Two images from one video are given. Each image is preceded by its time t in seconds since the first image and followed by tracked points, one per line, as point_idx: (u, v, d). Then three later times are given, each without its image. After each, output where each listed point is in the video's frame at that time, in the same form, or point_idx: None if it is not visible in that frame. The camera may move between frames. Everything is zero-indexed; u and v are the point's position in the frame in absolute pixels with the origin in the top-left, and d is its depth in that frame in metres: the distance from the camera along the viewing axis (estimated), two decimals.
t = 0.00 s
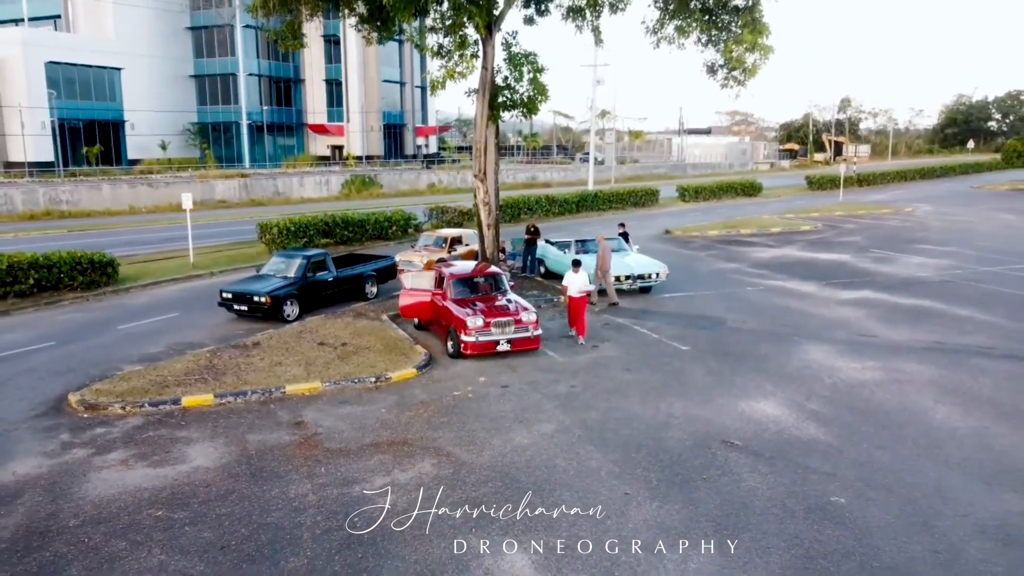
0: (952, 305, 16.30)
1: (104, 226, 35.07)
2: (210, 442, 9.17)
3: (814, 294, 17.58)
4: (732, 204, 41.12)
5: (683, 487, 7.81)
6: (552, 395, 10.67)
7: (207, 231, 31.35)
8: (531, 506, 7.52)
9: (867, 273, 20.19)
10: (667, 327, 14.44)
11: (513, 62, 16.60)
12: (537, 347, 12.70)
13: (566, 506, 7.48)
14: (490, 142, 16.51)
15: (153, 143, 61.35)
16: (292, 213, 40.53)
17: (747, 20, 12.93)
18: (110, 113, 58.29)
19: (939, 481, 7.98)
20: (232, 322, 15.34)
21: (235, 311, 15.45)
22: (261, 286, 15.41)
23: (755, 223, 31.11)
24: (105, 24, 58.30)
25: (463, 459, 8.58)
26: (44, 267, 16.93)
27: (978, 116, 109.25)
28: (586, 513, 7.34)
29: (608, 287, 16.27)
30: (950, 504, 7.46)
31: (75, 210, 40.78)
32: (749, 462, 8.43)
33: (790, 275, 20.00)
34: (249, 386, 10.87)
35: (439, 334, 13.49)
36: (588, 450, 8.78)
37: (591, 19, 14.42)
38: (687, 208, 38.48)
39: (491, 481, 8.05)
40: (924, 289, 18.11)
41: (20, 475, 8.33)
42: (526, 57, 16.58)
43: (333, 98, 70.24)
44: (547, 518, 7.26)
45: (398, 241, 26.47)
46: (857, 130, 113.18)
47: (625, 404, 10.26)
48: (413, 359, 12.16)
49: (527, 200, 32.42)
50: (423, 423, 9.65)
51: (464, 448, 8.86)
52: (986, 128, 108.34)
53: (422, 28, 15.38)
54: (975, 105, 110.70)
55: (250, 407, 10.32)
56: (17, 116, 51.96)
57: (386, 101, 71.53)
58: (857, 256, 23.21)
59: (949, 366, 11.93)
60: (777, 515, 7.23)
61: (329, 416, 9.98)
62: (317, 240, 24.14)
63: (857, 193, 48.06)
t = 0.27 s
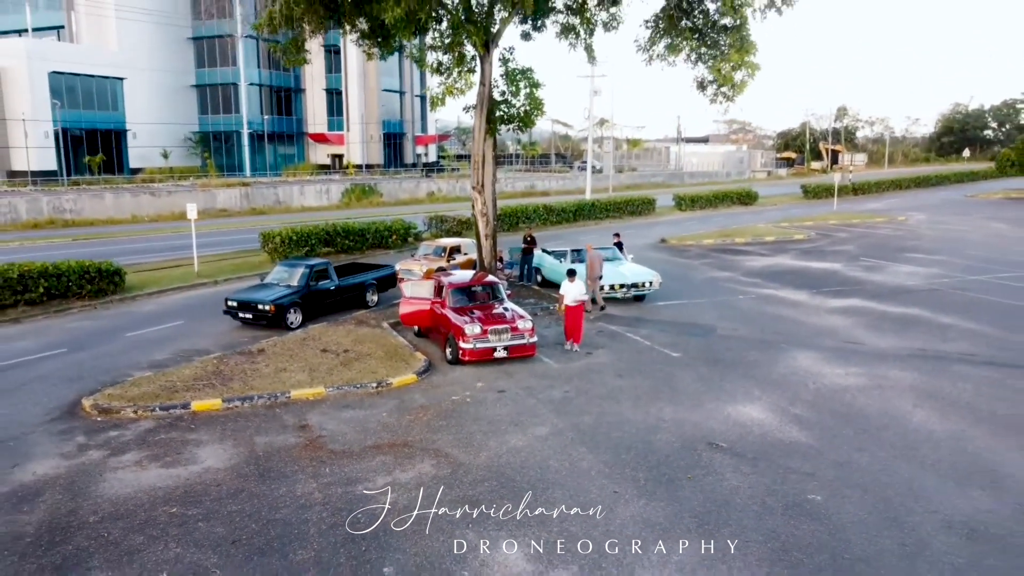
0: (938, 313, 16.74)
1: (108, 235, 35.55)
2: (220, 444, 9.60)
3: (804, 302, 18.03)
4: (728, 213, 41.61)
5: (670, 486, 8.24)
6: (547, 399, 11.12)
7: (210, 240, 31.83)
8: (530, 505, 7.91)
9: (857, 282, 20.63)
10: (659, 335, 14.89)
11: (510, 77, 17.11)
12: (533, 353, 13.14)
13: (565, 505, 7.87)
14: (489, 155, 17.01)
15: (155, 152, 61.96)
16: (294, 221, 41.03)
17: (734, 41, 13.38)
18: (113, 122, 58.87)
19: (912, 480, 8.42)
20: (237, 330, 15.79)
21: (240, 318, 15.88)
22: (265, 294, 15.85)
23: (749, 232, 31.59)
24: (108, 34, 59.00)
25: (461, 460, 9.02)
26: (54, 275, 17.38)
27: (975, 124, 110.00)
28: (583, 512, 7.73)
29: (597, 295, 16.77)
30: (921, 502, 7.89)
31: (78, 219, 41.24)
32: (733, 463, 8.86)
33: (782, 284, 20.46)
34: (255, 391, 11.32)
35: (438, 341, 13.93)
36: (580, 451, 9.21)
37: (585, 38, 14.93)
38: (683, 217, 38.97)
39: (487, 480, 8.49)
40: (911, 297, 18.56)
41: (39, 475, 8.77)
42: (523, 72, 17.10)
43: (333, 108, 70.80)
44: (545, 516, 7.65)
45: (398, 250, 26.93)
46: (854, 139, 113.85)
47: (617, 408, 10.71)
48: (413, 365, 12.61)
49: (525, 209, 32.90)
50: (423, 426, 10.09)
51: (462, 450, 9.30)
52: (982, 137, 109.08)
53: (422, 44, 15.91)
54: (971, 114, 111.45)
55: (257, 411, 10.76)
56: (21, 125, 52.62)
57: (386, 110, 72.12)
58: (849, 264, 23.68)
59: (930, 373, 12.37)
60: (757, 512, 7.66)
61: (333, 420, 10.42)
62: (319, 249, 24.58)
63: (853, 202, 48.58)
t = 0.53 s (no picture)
0: (920, 318, 17.36)
1: (112, 241, 36.11)
2: (231, 442, 10.20)
3: (791, 307, 18.64)
4: (723, 219, 42.24)
5: (653, 480, 8.84)
6: (540, 400, 11.72)
7: (213, 246, 32.40)
8: (529, 504, 8.32)
9: (844, 287, 21.27)
10: (650, 338, 15.50)
11: (507, 91, 17.77)
12: (528, 356, 13.74)
13: (564, 505, 8.28)
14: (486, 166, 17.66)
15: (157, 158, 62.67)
16: (295, 227, 41.61)
17: (719, 58, 13.99)
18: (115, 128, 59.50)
19: (879, 474, 9.02)
20: (244, 334, 16.40)
21: (246, 323, 16.47)
22: (270, 300, 16.46)
23: (742, 238, 32.20)
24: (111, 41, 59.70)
25: (459, 456, 9.62)
26: (66, 281, 17.98)
27: (970, 129, 110.81)
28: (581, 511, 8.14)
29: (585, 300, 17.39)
30: (886, 494, 8.50)
31: (82, 225, 41.77)
32: (713, 458, 9.46)
33: (771, 289, 21.08)
34: (264, 392, 11.91)
35: (437, 345, 14.53)
36: (570, 448, 9.81)
37: (577, 55, 15.59)
38: (678, 223, 39.60)
39: (482, 475, 9.09)
40: (895, 302, 19.17)
41: (64, 470, 9.38)
42: (518, 86, 17.76)
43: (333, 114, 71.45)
44: (544, 515, 8.05)
45: (398, 256, 27.54)
46: (850, 144, 114.63)
47: (606, 408, 11.31)
48: (413, 368, 13.21)
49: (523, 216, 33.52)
50: (423, 425, 10.70)
51: (459, 446, 9.90)
52: (978, 142, 109.87)
53: (422, 61, 16.58)
54: (967, 119, 112.29)
55: (266, 411, 11.36)
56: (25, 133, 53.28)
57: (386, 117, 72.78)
58: (837, 270, 24.31)
59: (906, 375, 12.98)
60: (733, 503, 8.28)
61: (338, 419, 11.02)
62: (321, 255, 25.18)
63: (846, 208, 49.24)
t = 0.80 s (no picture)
0: (903, 320, 17.96)
1: (116, 244, 36.69)
2: (241, 438, 10.79)
3: (780, 310, 19.24)
4: (718, 222, 42.85)
5: (639, 472, 9.43)
6: (535, 398, 12.30)
7: (216, 250, 32.98)
8: (531, 505, 8.64)
9: (832, 291, 21.86)
10: (641, 340, 16.09)
11: (504, 101, 18.37)
12: (523, 357, 14.31)
13: (564, 505, 8.61)
14: (484, 174, 18.24)
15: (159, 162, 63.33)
16: (297, 231, 42.19)
17: (706, 70, 14.58)
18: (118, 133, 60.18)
19: (851, 467, 9.61)
20: (250, 336, 16.98)
21: (252, 326, 17.04)
22: (275, 303, 17.04)
23: (736, 242, 32.79)
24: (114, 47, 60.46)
25: (457, 451, 10.21)
26: (77, 285, 18.56)
27: (967, 133, 111.47)
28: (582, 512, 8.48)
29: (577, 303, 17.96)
30: (856, 485, 9.08)
31: (86, 228, 42.30)
32: (696, 453, 10.05)
33: (761, 292, 21.67)
34: (271, 391, 12.49)
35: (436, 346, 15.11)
36: (561, 443, 10.40)
37: (571, 68, 16.18)
38: (674, 227, 40.21)
39: (479, 467, 9.68)
40: (881, 305, 19.77)
41: (85, 464, 9.97)
42: (515, 97, 18.35)
43: (333, 118, 72.03)
44: (545, 515, 8.39)
45: (398, 260, 28.14)
46: (847, 147, 115.28)
47: (596, 406, 11.90)
48: (413, 368, 13.79)
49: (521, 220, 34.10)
50: (423, 422, 11.29)
51: (457, 442, 10.49)
52: (975, 145, 110.57)
53: (422, 73, 17.18)
54: (964, 123, 112.99)
55: (274, 409, 11.94)
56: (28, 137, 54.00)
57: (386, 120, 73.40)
58: (827, 274, 24.91)
59: (885, 375, 13.57)
60: (713, 493, 8.87)
61: (342, 416, 11.61)
62: (323, 259, 25.76)
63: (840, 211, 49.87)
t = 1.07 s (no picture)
0: (889, 322, 18.49)
1: (119, 247, 37.18)
2: (249, 435, 11.31)
3: (771, 312, 19.77)
4: (714, 225, 43.38)
5: (626, 467, 9.95)
6: (529, 397, 12.82)
7: (218, 252, 33.49)
8: (531, 505, 8.95)
9: (822, 293, 22.38)
10: (634, 342, 16.62)
11: (501, 109, 18.91)
12: (519, 357, 14.83)
13: (564, 505, 8.92)
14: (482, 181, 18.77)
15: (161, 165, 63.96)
16: (298, 234, 42.72)
17: (696, 81, 15.11)
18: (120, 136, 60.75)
19: (829, 462, 10.14)
20: (255, 337, 17.51)
21: (256, 327, 17.55)
22: (279, 305, 17.54)
23: (730, 244, 33.30)
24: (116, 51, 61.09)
25: (454, 447, 10.72)
26: (85, 288, 19.09)
27: (964, 135, 112.09)
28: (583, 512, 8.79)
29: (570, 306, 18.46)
30: (832, 479, 9.61)
31: (89, 231, 42.80)
32: (682, 449, 10.57)
33: (752, 295, 22.20)
34: (276, 391, 13.00)
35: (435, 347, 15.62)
36: (553, 440, 10.91)
37: (565, 79, 16.71)
38: (670, 229, 40.75)
39: (475, 462, 10.20)
40: (869, 308, 20.29)
41: (100, 459, 10.50)
42: (513, 105, 18.89)
43: (333, 121, 72.56)
44: (545, 515, 8.70)
45: (398, 262, 28.66)
46: (844, 149, 115.90)
47: (589, 405, 12.42)
48: (413, 369, 14.30)
49: (518, 223, 34.61)
50: (421, 419, 11.82)
51: (453, 439, 11.01)
52: (972, 147, 111.12)
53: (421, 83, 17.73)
54: (961, 125, 113.53)
55: (279, 407, 12.46)
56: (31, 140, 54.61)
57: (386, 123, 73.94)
58: (818, 276, 25.43)
59: (867, 375, 14.10)
60: (696, 486, 9.40)
61: (344, 415, 12.14)
62: (324, 261, 26.27)
63: (835, 213, 50.42)
